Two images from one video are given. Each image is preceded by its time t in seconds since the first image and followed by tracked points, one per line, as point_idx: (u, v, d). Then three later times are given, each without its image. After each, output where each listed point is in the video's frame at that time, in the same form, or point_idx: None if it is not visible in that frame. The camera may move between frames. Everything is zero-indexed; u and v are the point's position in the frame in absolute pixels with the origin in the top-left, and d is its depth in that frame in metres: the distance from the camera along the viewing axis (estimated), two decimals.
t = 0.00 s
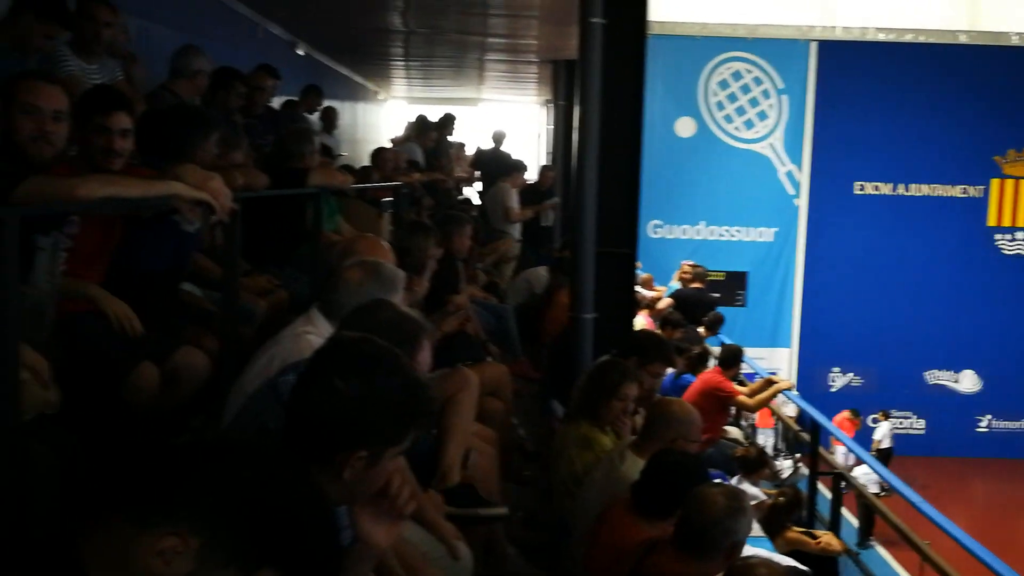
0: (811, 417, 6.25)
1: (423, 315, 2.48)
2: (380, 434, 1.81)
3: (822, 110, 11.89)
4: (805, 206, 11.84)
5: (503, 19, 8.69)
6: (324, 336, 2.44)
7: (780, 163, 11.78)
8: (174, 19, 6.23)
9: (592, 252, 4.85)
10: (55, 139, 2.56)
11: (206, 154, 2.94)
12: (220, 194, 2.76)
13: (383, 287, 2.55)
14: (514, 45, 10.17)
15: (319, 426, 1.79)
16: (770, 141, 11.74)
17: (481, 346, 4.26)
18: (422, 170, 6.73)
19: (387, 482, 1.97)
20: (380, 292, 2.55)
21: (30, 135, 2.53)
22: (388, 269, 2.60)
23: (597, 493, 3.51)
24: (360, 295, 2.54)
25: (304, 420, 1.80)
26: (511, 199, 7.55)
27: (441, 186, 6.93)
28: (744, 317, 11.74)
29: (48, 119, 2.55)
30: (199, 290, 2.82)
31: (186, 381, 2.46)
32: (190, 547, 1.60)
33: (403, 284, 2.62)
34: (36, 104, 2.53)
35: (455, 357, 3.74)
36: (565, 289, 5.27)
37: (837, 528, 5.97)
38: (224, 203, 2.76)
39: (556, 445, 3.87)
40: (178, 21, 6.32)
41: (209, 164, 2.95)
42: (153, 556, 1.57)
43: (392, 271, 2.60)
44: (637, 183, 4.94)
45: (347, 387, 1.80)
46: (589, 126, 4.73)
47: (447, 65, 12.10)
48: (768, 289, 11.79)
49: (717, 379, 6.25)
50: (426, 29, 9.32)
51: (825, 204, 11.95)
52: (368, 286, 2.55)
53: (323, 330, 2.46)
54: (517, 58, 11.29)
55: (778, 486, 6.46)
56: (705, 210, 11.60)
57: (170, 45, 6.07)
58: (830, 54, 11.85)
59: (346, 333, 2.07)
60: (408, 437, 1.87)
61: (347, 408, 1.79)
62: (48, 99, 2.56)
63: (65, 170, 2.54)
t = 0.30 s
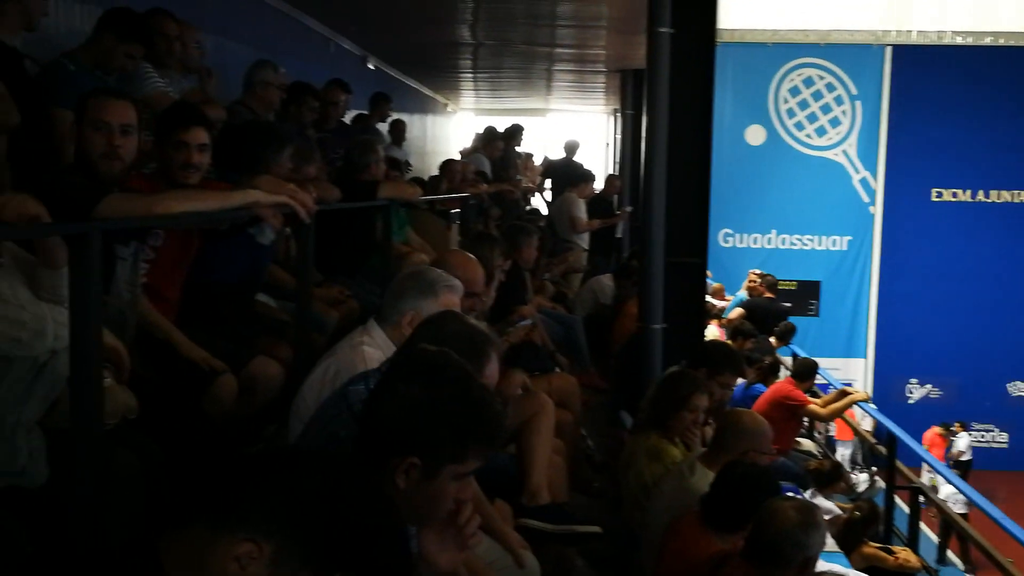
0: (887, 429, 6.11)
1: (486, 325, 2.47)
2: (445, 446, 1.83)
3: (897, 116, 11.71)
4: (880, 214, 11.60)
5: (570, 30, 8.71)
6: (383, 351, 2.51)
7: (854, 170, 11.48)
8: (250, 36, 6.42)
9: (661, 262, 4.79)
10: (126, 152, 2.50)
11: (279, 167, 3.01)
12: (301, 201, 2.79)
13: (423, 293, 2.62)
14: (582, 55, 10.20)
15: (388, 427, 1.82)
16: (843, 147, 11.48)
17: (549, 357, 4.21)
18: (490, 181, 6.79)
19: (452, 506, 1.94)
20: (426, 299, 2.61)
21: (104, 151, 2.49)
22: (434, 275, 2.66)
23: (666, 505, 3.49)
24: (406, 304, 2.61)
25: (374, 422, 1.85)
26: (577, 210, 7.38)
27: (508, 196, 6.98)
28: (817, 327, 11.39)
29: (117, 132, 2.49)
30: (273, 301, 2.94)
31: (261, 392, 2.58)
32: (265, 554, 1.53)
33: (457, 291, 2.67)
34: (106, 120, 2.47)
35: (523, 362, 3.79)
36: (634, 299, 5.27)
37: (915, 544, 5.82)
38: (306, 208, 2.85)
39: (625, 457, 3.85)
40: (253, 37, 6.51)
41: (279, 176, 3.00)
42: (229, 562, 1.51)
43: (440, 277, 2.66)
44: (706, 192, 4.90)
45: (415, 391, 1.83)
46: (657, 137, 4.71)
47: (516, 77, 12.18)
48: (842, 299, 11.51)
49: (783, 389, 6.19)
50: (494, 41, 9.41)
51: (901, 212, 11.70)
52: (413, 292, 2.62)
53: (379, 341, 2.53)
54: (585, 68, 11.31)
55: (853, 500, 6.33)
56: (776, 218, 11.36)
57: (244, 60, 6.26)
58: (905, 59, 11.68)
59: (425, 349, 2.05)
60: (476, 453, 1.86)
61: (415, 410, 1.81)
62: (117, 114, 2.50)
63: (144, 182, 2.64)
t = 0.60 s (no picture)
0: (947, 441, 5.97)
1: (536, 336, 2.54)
2: (492, 463, 1.78)
3: (955, 120, 11.43)
4: (938, 220, 11.40)
5: (621, 38, 8.68)
6: (418, 358, 2.49)
7: (911, 176, 11.32)
8: (303, 50, 6.53)
9: (713, 271, 4.77)
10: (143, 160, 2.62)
11: (330, 178, 3.06)
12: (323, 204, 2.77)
13: (448, 294, 2.62)
14: (632, 63, 10.18)
15: (442, 440, 1.80)
16: (900, 153, 11.32)
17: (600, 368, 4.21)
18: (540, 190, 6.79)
19: (503, 529, 1.86)
20: (451, 303, 2.60)
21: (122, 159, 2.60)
22: (458, 280, 2.67)
23: (718, 516, 3.47)
24: (431, 309, 2.61)
25: (429, 435, 1.83)
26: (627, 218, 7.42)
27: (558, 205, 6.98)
28: (874, 336, 11.25)
29: (131, 138, 2.63)
30: (325, 311, 2.91)
31: (315, 401, 2.60)
32: (313, 561, 1.53)
33: (483, 293, 2.67)
34: (119, 126, 2.61)
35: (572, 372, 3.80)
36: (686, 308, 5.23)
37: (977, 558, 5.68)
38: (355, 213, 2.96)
39: (676, 468, 3.82)
40: (306, 49, 6.62)
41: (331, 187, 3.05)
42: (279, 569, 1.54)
43: (465, 281, 2.66)
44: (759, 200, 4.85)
45: (470, 403, 1.81)
46: (708, 146, 4.68)
47: (565, 86, 12.21)
48: (900, 306, 11.33)
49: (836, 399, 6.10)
50: (545, 50, 9.42)
51: (960, 218, 11.43)
52: (437, 296, 2.63)
53: (413, 348, 2.52)
54: (636, 76, 11.27)
55: (912, 512, 6.19)
56: (831, 225, 11.18)
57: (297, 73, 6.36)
58: (964, 61, 11.41)
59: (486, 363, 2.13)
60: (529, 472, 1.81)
61: (467, 422, 1.79)
62: (129, 120, 2.63)
63: (201, 197, 2.71)
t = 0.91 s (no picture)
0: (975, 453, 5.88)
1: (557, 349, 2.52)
2: (518, 481, 1.77)
3: (978, 130, 11.31)
4: (963, 230, 11.26)
5: (640, 51, 8.70)
6: (427, 372, 2.53)
7: (935, 185, 11.23)
8: (324, 65, 6.59)
9: (735, 285, 4.68)
10: (124, 171, 2.59)
11: (350, 193, 3.07)
12: (298, 232, 2.39)
13: (454, 308, 2.59)
14: (652, 75, 10.17)
15: (465, 455, 1.80)
16: (923, 161, 11.23)
17: (621, 380, 4.15)
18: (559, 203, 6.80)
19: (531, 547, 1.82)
20: (461, 314, 2.58)
21: (103, 170, 2.56)
22: (469, 290, 2.62)
23: (740, 527, 3.44)
24: (441, 320, 2.60)
25: (452, 452, 1.82)
26: (647, 230, 7.39)
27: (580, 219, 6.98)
28: (898, 347, 11.18)
29: (110, 150, 2.57)
30: (347, 323, 3.04)
31: (336, 415, 2.60)
32: None
33: (494, 304, 2.64)
34: (99, 140, 2.56)
35: (591, 388, 3.78)
36: (708, 320, 5.19)
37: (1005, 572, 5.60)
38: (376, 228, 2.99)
39: (699, 480, 3.79)
40: (327, 65, 6.69)
41: (352, 202, 3.07)
42: None
43: (475, 291, 2.62)
44: (781, 210, 4.82)
45: (491, 419, 1.79)
46: (728, 156, 4.67)
47: (585, 98, 12.24)
48: (926, 316, 11.23)
49: (854, 411, 6.04)
50: (564, 63, 9.46)
51: (985, 229, 11.29)
52: (448, 307, 2.60)
53: (422, 361, 2.55)
54: (656, 88, 11.28)
55: (937, 525, 6.12)
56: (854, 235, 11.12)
57: (318, 88, 6.42)
58: (986, 70, 11.29)
59: (511, 382, 2.16)
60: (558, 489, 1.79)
61: (490, 438, 1.78)
62: (109, 133, 2.58)
63: (221, 214, 2.73)
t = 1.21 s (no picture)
0: (989, 461, 5.83)
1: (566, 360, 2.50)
2: (529, 492, 1.76)
3: (990, 136, 11.29)
4: (975, 236, 11.23)
5: (649, 58, 8.70)
6: (432, 383, 2.53)
7: (946, 192, 11.18)
8: (332, 74, 6.61)
9: (745, 292, 4.67)
10: (135, 174, 2.64)
11: (359, 203, 3.07)
12: (300, 245, 2.36)
13: (463, 321, 2.57)
14: (661, 83, 10.17)
15: (479, 465, 1.80)
16: (934, 168, 11.19)
17: (631, 388, 4.13)
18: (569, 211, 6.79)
19: (543, 560, 1.81)
20: (471, 328, 2.57)
21: (114, 175, 2.61)
22: (478, 301, 2.60)
23: (751, 537, 3.41)
24: (450, 332, 2.58)
25: (468, 463, 1.82)
26: (656, 237, 7.37)
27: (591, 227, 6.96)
28: (910, 354, 11.11)
29: (122, 156, 2.61)
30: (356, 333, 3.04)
31: (343, 426, 2.62)
32: None
33: (504, 317, 2.63)
34: (110, 144, 2.60)
35: (601, 397, 3.76)
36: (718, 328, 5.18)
37: None
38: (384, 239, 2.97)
39: (709, 488, 3.76)
40: (336, 74, 6.71)
41: (359, 212, 3.07)
42: None
43: (485, 304, 2.60)
44: (790, 216, 4.81)
45: (504, 431, 1.79)
46: (737, 163, 4.66)
47: (594, 106, 12.25)
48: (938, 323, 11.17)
49: (864, 418, 6.00)
50: (573, 72, 9.47)
51: (997, 235, 11.25)
52: (456, 320, 2.58)
53: (427, 372, 2.55)
54: (665, 96, 11.28)
55: (952, 534, 6.07)
56: (865, 242, 11.06)
57: (327, 97, 6.44)
58: (997, 77, 11.27)
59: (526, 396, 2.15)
60: (571, 500, 1.77)
61: (505, 451, 1.78)
62: (119, 138, 2.62)
63: (230, 222, 2.74)
